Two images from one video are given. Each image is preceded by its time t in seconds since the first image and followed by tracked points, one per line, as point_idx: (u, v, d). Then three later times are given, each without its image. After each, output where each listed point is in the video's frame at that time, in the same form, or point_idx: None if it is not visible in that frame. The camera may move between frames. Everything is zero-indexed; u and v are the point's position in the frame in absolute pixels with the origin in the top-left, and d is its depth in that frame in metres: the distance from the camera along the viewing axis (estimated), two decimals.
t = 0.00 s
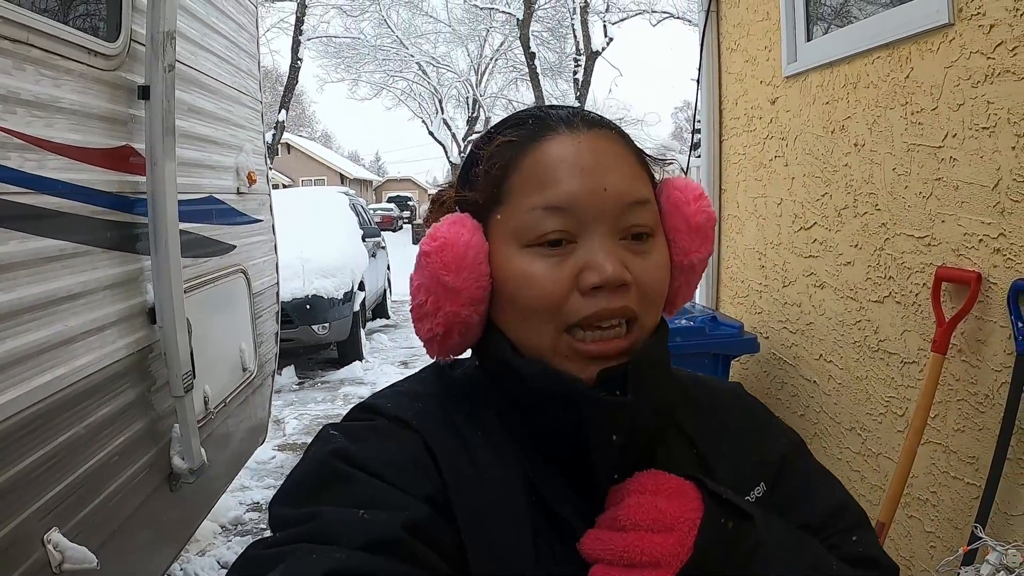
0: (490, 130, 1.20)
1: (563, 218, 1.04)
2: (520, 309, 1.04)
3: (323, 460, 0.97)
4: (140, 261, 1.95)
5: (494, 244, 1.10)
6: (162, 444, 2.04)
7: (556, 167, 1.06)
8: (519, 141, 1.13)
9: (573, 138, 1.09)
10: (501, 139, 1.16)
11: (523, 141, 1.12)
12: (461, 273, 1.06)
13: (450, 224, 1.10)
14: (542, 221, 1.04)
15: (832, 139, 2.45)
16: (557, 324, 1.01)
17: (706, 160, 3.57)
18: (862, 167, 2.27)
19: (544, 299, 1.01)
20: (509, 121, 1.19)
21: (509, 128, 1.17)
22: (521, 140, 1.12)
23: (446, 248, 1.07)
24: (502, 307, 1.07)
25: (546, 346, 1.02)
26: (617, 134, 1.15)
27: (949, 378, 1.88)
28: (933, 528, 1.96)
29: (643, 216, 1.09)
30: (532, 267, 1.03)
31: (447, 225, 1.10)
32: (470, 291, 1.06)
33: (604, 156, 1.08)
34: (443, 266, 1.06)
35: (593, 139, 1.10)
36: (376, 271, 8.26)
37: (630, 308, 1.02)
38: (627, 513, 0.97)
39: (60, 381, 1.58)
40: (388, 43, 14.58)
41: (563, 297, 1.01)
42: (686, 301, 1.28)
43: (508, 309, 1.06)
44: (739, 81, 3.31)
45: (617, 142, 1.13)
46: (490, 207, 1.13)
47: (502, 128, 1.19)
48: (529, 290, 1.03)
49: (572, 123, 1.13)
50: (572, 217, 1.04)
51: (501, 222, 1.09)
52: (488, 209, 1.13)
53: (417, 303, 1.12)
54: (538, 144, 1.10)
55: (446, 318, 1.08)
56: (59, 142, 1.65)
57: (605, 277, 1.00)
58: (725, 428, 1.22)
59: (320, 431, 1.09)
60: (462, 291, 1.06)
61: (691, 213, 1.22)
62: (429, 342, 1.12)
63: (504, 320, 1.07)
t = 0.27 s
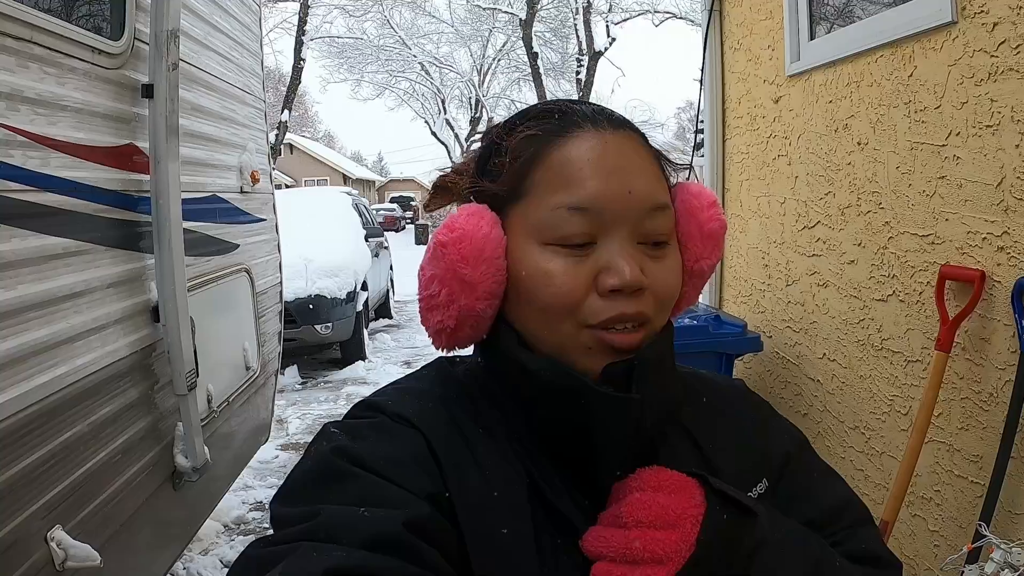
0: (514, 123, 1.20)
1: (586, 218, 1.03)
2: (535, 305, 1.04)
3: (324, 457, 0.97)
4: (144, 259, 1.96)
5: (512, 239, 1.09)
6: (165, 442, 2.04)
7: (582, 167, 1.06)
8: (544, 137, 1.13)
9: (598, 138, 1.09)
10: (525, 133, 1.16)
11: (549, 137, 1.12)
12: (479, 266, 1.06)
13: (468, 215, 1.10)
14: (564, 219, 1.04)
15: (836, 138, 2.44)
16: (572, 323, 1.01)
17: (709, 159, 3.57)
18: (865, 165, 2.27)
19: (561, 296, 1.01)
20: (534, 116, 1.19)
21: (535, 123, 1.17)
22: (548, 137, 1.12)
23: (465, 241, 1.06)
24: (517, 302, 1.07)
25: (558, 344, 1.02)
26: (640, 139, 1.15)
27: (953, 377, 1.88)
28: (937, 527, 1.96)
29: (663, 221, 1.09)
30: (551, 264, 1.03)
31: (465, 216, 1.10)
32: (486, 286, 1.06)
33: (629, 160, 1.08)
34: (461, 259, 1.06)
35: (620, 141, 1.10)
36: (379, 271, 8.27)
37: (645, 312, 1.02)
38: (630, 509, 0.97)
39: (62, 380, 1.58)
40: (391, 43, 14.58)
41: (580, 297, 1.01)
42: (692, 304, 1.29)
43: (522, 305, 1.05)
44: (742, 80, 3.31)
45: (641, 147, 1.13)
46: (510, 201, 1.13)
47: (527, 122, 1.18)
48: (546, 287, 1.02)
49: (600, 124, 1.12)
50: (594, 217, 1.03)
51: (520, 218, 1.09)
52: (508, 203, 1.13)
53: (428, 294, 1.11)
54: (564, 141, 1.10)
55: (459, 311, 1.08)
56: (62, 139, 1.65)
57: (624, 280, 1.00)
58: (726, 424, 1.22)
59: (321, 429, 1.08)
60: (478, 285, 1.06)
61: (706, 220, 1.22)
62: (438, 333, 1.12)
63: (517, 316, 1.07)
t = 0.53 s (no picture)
0: (535, 112, 1.20)
1: (602, 214, 1.03)
2: (542, 295, 1.03)
3: (321, 454, 0.97)
4: (147, 255, 1.96)
5: (523, 228, 1.09)
6: (168, 438, 2.05)
7: (602, 163, 1.06)
8: (566, 130, 1.13)
9: (619, 137, 1.09)
10: (548, 123, 1.15)
11: (571, 130, 1.12)
12: (491, 251, 1.04)
13: (483, 199, 1.09)
14: (580, 213, 1.04)
15: (839, 134, 2.44)
16: (578, 316, 1.01)
17: (712, 156, 3.57)
18: (868, 162, 2.26)
19: (569, 288, 1.01)
20: (556, 107, 1.18)
21: (557, 115, 1.16)
22: (570, 129, 1.12)
23: (478, 225, 1.05)
24: (523, 291, 1.06)
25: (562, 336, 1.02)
26: (658, 143, 1.16)
27: (956, 373, 1.88)
28: (939, 524, 1.95)
29: (675, 226, 1.10)
30: (562, 256, 1.03)
31: (479, 199, 1.09)
32: (495, 272, 1.05)
33: (647, 162, 1.08)
34: (473, 242, 1.05)
35: (641, 143, 1.10)
36: (382, 268, 8.28)
37: (651, 313, 1.02)
38: (629, 501, 0.97)
39: (64, 376, 1.59)
40: (393, 40, 14.56)
41: (588, 291, 1.01)
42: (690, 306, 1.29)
43: (529, 295, 1.05)
44: (745, 77, 3.30)
45: (659, 152, 1.13)
46: (525, 189, 1.12)
47: (550, 111, 1.18)
48: (555, 278, 1.02)
49: (622, 123, 1.12)
50: (611, 214, 1.03)
51: (533, 208, 1.09)
52: (523, 191, 1.13)
53: (434, 274, 1.09)
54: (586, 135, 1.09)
55: (466, 295, 1.06)
56: (64, 135, 1.66)
57: (633, 280, 1.00)
58: (726, 419, 1.22)
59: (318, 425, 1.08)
60: (488, 271, 1.05)
61: (713, 228, 1.23)
62: (441, 316, 1.10)
63: (522, 307, 1.07)
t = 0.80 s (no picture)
0: (493, 94, 1.19)
1: (556, 193, 1.03)
2: (499, 277, 1.03)
3: (300, 436, 0.97)
4: (139, 249, 1.95)
5: (481, 211, 1.09)
6: (162, 432, 2.05)
7: (557, 141, 1.05)
8: (520, 109, 1.12)
9: (574, 114, 1.08)
10: (503, 104, 1.15)
11: (527, 109, 1.11)
12: (444, 234, 1.06)
13: (440, 182, 1.10)
14: (533, 193, 1.03)
15: (831, 120, 2.43)
16: (534, 296, 1.01)
17: (706, 145, 3.56)
18: (860, 147, 2.26)
19: (524, 269, 1.01)
20: (513, 87, 1.18)
21: (515, 94, 1.16)
22: (526, 109, 1.11)
23: (432, 207, 1.06)
24: (482, 273, 1.07)
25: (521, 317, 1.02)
26: (620, 117, 1.14)
27: (950, 357, 1.88)
28: (936, 509, 1.96)
29: (635, 202, 1.09)
30: (517, 237, 1.03)
31: (436, 182, 1.10)
32: (450, 254, 1.06)
33: (604, 137, 1.07)
34: (427, 225, 1.06)
35: (597, 119, 1.09)
36: (378, 262, 8.26)
37: (609, 292, 1.02)
38: (601, 479, 0.96)
39: (59, 368, 1.58)
40: (387, 35, 14.49)
41: (543, 272, 1.00)
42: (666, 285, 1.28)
43: (488, 277, 1.05)
44: (737, 65, 3.29)
45: (619, 126, 1.12)
46: (483, 171, 1.12)
47: (508, 91, 1.17)
48: (509, 259, 1.02)
49: (579, 100, 1.11)
50: (565, 192, 1.03)
51: (491, 190, 1.09)
52: (481, 173, 1.13)
53: (397, 258, 1.12)
54: (540, 114, 1.09)
55: (423, 277, 1.08)
56: (59, 131, 1.65)
57: (589, 258, 0.99)
58: (710, 399, 1.21)
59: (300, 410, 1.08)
60: (442, 253, 1.06)
61: (682, 204, 1.22)
62: (405, 298, 1.13)
63: (483, 288, 1.07)
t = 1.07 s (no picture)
0: (466, 96, 1.19)
1: (534, 188, 1.02)
2: (487, 278, 1.03)
3: (300, 439, 0.96)
4: (142, 241, 1.95)
5: (463, 213, 1.09)
6: (167, 422, 2.06)
7: (530, 136, 1.04)
8: (492, 108, 1.11)
9: (546, 107, 1.07)
10: (475, 106, 1.14)
11: (498, 107, 1.11)
12: (429, 242, 1.06)
13: (420, 190, 1.10)
14: (512, 190, 1.03)
15: (838, 109, 2.40)
16: (524, 294, 1.01)
17: (713, 132, 3.53)
18: (868, 136, 2.23)
19: (510, 268, 1.00)
20: (484, 87, 1.17)
21: (485, 94, 1.15)
22: (497, 107, 1.10)
23: (414, 217, 1.07)
24: (470, 275, 1.06)
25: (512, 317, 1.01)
26: (595, 104, 1.13)
27: (956, 351, 1.87)
28: (939, 503, 1.96)
29: (617, 189, 1.08)
30: (500, 236, 1.02)
31: (415, 192, 1.10)
32: (437, 260, 1.06)
33: (578, 126, 1.06)
34: (411, 234, 1.07)
35: (569, 108, 1.08)
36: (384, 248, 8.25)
37: (598, 281, 1.01)
38: (599, 487, 0.96)
39: (64, 361, 1.59)
40: (392, 19, 14.38)
41: (530, 269, 1.00)
42: (662, 273, 1.27)
43: (477, 278, 1.05)
44: (744, 51, 3.25)
45: (594, 113, 1.11)
46: (461, 174, 1.12)
47: (478, 92, 1.17)
48: (495, 260, 1.02)
49: (550, 91, 1.10)
50: (543, 187, 1.02)
51: (470, 191, 1.08)
52: (459, 176, 1.12)
53: (388, 271, 1.13)
54: (512, 110, 1.08)
55: (413, 287, 1.08)
56: (62, 125, 1.64)
57: (574, 251, 0.99)
58: (710, 400, 1.21)
59: (299, 410, 1.08)
60: (429, 261, 1.06)
61: (668, 187, 1.20)
62: (399, 309, 1.13)
63: (473, 290, 1.07)
